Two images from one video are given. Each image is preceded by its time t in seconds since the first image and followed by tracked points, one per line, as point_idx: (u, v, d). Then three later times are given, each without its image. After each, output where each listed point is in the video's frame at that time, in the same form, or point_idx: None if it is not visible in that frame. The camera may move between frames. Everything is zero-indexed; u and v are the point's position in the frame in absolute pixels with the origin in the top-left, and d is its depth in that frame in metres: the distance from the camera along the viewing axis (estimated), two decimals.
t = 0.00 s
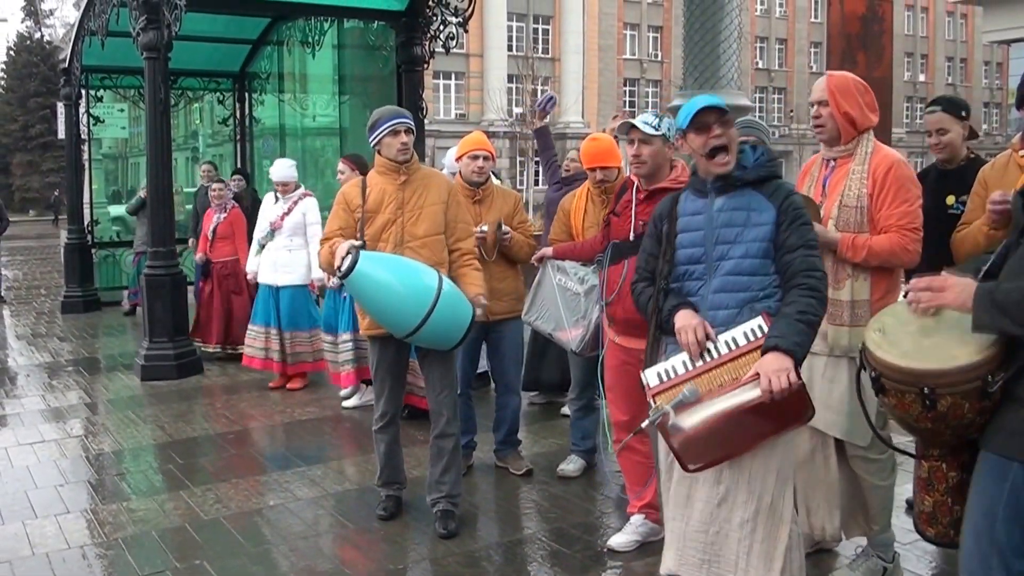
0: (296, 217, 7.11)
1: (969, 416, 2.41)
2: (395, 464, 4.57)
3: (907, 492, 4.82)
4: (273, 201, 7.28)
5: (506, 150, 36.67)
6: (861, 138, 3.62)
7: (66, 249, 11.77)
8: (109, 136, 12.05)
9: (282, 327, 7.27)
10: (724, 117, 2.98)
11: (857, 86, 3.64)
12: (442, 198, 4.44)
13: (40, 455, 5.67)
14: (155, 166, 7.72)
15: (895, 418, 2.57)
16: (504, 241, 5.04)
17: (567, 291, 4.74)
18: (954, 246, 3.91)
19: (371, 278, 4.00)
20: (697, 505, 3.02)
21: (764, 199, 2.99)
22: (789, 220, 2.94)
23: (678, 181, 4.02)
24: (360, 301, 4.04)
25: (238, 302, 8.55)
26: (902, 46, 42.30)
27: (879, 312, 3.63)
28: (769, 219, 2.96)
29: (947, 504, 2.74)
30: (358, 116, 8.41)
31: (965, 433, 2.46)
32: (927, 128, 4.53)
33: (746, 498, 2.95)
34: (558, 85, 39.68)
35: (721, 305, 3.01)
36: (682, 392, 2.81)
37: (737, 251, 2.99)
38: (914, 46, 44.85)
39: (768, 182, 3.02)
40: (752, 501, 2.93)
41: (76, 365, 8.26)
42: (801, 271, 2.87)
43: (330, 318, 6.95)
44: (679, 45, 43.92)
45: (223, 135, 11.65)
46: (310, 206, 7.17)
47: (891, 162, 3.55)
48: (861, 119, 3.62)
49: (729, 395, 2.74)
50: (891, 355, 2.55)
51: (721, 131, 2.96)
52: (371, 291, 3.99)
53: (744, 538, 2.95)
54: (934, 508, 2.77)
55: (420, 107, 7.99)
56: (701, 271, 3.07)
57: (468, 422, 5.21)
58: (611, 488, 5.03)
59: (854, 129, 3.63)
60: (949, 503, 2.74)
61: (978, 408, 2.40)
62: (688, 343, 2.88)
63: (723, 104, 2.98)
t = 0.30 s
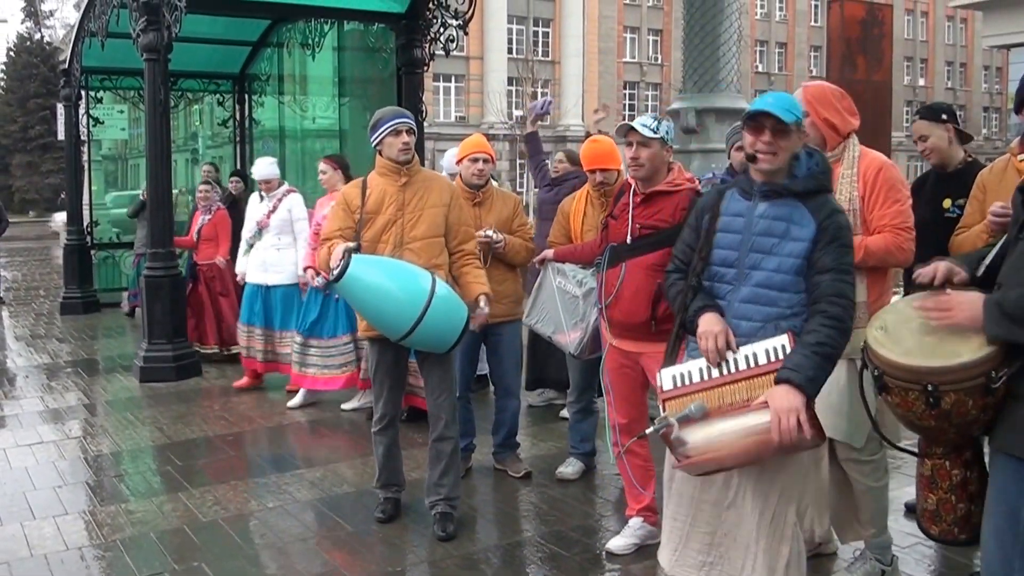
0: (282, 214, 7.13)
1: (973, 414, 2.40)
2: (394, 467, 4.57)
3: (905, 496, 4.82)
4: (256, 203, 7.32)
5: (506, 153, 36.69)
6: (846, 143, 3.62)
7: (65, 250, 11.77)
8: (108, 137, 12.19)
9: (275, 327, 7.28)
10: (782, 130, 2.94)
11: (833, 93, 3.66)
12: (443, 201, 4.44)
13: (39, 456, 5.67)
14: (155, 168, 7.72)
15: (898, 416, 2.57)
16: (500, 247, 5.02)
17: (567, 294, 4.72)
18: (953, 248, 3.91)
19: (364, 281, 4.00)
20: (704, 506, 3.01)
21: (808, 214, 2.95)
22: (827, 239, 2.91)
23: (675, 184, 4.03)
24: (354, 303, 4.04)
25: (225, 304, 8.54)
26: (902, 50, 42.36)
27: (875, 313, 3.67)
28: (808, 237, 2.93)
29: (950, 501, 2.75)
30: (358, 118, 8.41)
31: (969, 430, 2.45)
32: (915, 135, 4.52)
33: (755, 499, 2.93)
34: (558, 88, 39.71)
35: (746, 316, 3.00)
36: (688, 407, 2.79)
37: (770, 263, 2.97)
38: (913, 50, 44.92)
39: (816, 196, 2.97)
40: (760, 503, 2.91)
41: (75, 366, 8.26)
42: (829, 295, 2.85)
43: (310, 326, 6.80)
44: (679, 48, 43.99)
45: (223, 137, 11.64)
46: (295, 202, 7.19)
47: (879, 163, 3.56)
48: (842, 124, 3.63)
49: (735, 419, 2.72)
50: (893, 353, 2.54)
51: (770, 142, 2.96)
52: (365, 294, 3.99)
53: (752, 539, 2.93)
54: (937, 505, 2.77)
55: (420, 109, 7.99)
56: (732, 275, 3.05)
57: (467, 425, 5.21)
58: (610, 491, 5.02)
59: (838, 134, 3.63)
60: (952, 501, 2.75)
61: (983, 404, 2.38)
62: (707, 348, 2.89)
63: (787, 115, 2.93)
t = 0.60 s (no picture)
0: (263, 217, 7.24)
1: (973, 418, 2.38)
2: (392, 468, 4.57)
3: (904, 499, 4.82)
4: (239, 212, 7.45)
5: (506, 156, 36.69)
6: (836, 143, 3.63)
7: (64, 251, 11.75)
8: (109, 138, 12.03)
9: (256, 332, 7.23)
10: (793, 149, 2.91)
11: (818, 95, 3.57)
12: (442, 204, 4.44)
13: (37, 457, 5.67)
14: (155, 169, 7.72)
15: (897, 421, 2.54)
16: (501, 248, 5.00)
17: (566, 297, 4.70)
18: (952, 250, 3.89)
19: (363, 279, 4.00)
20: (689, 504, 2.99)
21: (827, 221, 2.93)
22: (843, 250, 2.88)
23: (673, 187, 4.02)
24: (353, 303, 4.03)
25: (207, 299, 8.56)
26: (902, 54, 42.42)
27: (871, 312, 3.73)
28: (824, 245, 2.90)
29: (952, 508, 2.74)
30: (359, 120, 8.42)
31: (969, 435, 2.42)
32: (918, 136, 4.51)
33: (746, 504, 2.92)
34: (558, 91, 39.71)
35: (755, 317, 2.99)
36: (687, 403, 2.81)
37: (784, 267, 2.96)
38: (913, 54, 44.98)
39: (836, 206, 2.95)
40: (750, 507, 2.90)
41: (73, 367, 8.26)
42: (841, 307, 2.82)
43: (301, 326, 6.75)
44: (678, 52, 44.03)
45: (223, 138, 11.63)
46: (273, 203, 7.30)
47: (868, 162, 3.59)
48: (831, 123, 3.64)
49: (731, 415, 2.71)
50: (893, 357, 2.53)
51: (782, 159, 2.93)
52: (364, 294, 3.99)
53: (736, 542, 2.93)
54: (939, 513, 2.76)
55: (420, 111, 8.00)
56: (745, 275, 3.05)
57: (466, 427, 5.22)
58: (608, 493, 5.03)
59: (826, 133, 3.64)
60: (954, 508, 2.74)
61: (983, 408, 2.38)
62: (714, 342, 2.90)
63: (804, 135, 2.88)
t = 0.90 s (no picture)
0: (263, 222, 7.17)
1: (972, 421, 2.38)
2: (390, 470, 4.57)
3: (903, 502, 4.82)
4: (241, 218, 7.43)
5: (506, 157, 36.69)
6: (840, 146, 3.67)
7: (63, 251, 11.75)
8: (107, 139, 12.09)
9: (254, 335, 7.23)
10: (775, 151, 2.93)
11: (838, 98, 3.76)
12: (441, 206, 4.45)
13: (35, 457, 5.67)
14: (154, 170, 7.71)
15: (897, 423, 2.51)
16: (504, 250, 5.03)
17: (566, 299, 4.71)
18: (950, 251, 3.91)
19: (361, 280, 4.00)
20: (680, 513, 2.97)
21: (812, 225, 2.94)
22: (831, 254, 2.89)
23: (677, 190, 4.03)
24: (351, 302, 4.03)
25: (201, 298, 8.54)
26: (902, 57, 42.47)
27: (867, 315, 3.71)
28: (811, 248, 2.92)
29: (945, 508, 2.70)
30: (358, 121, 8.42)
31: (967, 438, 2.43)
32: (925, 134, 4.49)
33: (740, 509, 2.91)
34: (558, 92, 39.73)
35: (747, 323, 2.99)
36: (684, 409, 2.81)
37: (773, 273, 2.97)
38: (913, 57, 45.05)
39: (820, 209, 2.96)
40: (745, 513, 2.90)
41: (72, 367, 8.26)
42: (833, 308, 2.82)
43: (300, 327, 6.76)
44: (678, 54, 44.08)
45: (223, 139, 11.63)
46: (273, 207, 7.20)
47: (868, 167, 3.59)
48: (843, 128, 3.70)
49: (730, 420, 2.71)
50: (895, 360, 2.48)
51: (763, 162, 2.96)
52: (363, 293, 3.98)
53: (729, 545, 2.92)
54: (932, 512, 2.72)
55: (420, 113, 8.00)
56: (735, 282, 3.06)
57: (465, 429, 5.21)
58: (607, 495, 5.03)
59: (834, 137, 3.69)
60: (947, 507, 2.70)
61: (983, 412, 2.37)
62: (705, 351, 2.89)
63: (785, 137, 2.90)
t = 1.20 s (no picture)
0: (280, 223, 7.04)
1: (959, 426, 2.36)
2: (388, 470, 4.57)
3: (902, 504, 4.83)
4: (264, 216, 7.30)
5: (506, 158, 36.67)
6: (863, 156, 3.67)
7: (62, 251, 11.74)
8: (107, 139, 12.10)
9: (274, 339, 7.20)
10: (722, 145, 3.01)
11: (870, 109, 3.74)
12: (436, 204, 4.45)
13: (34, 457, 5.67)
14: (154, 170, 7.71)
15: (889, 432, 2.52)
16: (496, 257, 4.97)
17: (566, 301, 4.71)
18: (949, 257, 3.84)
19: (355, 271, 4.01)
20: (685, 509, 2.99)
21: (765, 215, 2.98)
22: (789, 238, 2.93)
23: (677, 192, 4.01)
24: (347, 295, 4.03)
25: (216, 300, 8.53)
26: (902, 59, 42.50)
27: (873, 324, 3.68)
28: (768, 236, 2.95)
29: (951, 513, 2.75)
30: (358, 121, 8.43)
31: (959, 443, 2.40)
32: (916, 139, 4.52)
33: (739, 503, 2.93)
34: (558, 94, 39.73)
35: (719, 319, 2.99)
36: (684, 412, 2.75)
37: (735, 266, 2.98)
38: (913, 59, 45.11)
39: (768, 198, 3.01)
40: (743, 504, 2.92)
41: (71, 368, 8.26)
42: (799, 290, 2.87)
43: (311, 329, 6.77)
44: (678, 55, 44.10)
45: (222, 140, 11.63)
46: (293, 209, 7.06)
47: (892, 181, 3.58)
48: (870, 138, 3.68)
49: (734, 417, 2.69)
50: (879, 370, 2.51)
51: (709, 157, 3.03)
52: (359, 285, 3.99)
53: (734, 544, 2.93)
54: (940, 518, 2.79)
55: (420, 114, 7.99)
56: (699, 281, 3.05)
57: (463, 431, 5.21)
58: (606, 497, 5.03)
59: (858, 145, 3.67)
60: (953, 512, 2.74)
61: (969, 417, 2.34)
62: (688, 352, 2.86)
63: (727, 131, 2.98)
